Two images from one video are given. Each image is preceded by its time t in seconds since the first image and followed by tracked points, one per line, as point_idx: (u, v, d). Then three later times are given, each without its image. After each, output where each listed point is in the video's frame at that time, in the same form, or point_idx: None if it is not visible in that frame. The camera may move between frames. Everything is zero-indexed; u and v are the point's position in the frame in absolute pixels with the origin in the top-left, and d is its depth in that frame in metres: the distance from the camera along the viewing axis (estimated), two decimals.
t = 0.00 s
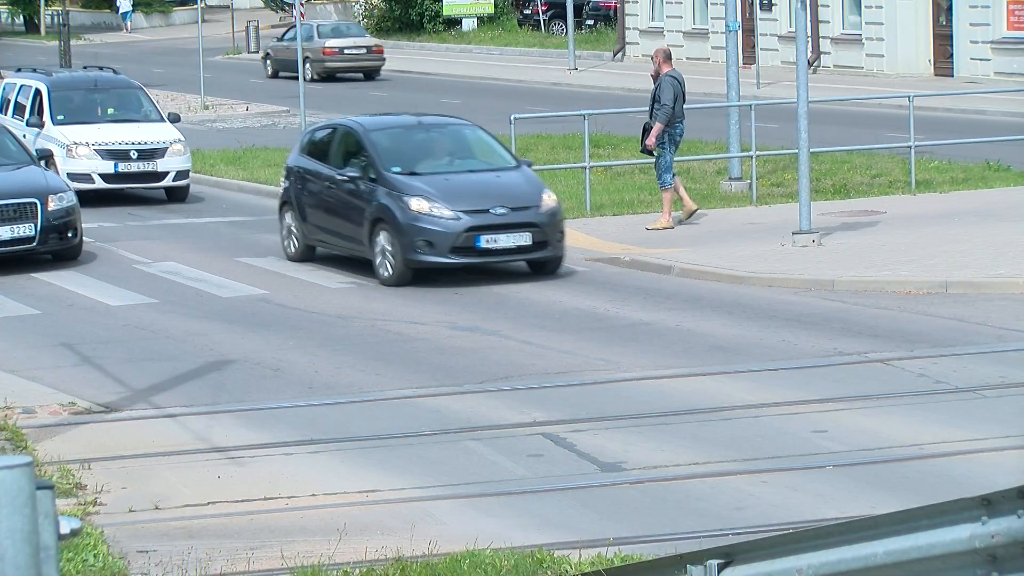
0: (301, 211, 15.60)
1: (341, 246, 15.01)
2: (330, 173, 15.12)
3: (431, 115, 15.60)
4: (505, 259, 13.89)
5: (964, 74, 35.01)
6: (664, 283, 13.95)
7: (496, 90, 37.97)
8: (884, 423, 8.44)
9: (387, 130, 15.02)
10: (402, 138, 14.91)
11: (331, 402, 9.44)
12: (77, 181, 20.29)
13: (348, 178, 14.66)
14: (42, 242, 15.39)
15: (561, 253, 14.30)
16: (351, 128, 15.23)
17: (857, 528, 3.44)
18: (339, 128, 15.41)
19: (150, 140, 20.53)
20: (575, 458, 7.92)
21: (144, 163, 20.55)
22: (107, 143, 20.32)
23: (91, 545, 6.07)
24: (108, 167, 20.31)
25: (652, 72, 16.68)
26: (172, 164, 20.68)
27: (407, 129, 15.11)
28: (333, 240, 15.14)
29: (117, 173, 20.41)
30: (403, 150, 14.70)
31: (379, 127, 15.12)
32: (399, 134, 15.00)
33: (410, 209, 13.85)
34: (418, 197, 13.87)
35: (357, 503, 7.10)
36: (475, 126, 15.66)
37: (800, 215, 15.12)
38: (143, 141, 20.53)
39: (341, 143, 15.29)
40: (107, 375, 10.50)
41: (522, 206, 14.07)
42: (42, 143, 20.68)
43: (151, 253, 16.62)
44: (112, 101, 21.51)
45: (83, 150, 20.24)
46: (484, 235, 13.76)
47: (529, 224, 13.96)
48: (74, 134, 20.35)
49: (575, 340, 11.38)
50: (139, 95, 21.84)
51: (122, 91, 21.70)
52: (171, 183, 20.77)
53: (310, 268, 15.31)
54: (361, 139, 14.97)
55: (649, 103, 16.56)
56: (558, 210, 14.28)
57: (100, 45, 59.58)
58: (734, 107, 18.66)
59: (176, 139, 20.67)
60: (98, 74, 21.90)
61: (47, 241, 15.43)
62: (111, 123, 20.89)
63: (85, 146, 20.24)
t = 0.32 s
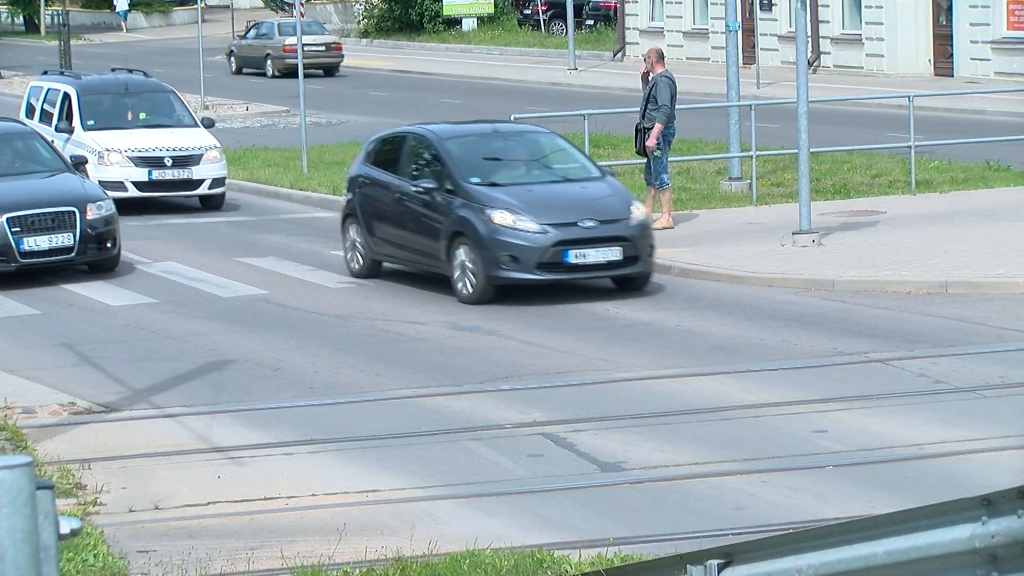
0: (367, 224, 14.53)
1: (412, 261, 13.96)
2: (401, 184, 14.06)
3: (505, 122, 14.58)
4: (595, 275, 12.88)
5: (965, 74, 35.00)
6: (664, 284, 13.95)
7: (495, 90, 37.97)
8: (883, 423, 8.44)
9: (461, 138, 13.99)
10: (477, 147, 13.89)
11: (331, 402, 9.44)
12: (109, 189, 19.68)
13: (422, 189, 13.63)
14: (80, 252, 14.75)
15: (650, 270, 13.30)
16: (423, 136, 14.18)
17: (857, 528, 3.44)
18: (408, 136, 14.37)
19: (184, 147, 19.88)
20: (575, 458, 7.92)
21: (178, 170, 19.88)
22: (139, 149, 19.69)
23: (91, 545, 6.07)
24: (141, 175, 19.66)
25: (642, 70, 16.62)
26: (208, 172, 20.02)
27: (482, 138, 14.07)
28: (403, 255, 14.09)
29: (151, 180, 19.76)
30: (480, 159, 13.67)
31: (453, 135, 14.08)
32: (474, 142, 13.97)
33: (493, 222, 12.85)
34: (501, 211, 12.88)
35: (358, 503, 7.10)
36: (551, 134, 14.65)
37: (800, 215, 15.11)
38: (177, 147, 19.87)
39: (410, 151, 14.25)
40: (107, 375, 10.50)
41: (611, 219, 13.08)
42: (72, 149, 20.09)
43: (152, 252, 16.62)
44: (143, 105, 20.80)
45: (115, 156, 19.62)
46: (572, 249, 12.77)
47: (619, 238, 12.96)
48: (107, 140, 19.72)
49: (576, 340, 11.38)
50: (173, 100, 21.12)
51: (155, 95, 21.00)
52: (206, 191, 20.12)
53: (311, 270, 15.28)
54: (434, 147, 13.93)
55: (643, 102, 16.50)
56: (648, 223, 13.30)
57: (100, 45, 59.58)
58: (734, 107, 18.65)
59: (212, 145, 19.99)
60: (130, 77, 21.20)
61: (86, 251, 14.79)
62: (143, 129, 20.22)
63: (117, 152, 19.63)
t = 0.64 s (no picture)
0: (444, 239, 13.38)
1: (497, 278, 12.81)
2: (484, 195, 12.90)
3: (592, 129, 13.45)
4: (700, 293, 11.74)
5: (965, 74, 35.00)
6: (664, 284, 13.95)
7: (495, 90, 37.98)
8: (883, 423, 8.44)
9: (548, 146, 12.86)
10: (566, 155, 12.76)
11: (331, 402, 9.44)
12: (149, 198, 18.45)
13: (510, 201, 12.48)
14: (125, 264, 14.04)
15: (755, 287, 12.17)
16: (505, 145, 13.03)
17: (857, 528, 3.44)
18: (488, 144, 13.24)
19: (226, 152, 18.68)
20: (575, 458, 7.92)
21: (221, 177, 18.66)
22: (181, 156, 18.48)
23: (91, 545, 6.07)
24: (183, 183, 18.44)
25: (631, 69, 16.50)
26: (251, 179, 18.85)
27: (570, 146, 12.93)
28: (486, 272, 12.93)
29: (192, 189, 18.54)
30: (570, 167, 12.54)
31: (539, 143, 12.94)
32: (562, 150, 12.84)
33: (590, 236, 11.73)
34: (599, 224, 11.76)
35: (358, 503, 7.10)
36: (640, 141, 13.50)
37: (800, 215, 15.11)
38: (219, 153, 18.69)
39: (492, 160, 13.11)
40: (107, 375, 10.50)
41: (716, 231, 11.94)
42: (108, 155, 18.96)
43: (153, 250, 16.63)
44: (182, 109, 19.69)
45: (155, 163, 18.39)
46: (676, 264, 11.64)
47: (726, 253, 11.83)
48: (145, 146, 18.53)
49: (576, 340, 11.37)
50: (213, 103, 19.99)
51: (195, 99, 19.87)
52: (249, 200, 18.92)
53: (312, 271, 15.26)
54: (520, 156, 12.79)
55: (636, 102, 16.49)
56: (753, 236, 12.16)
57: (101, 45, 59.59)
58: (734, 108, 18.64)
59: (256, 150, 18.87)
60: (167, 80, 20.14)
61: (130, 264, 14.08)
62: (182, 134, 19.10)
63: (157, 159, 18.39)
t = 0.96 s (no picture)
0: (538, 255, 12.25)
1: (600, 299, 11.68)
2: (586, 209, 11.78)
3: (698, 137, 12.29)
4: (826, 314, 10.64)
5: (965, 73, 34.98)
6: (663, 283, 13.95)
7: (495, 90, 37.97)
8: (883, 423, 8.44)
9: (653, 155, 11.73)
10: (674, 164, 11.63)
11: (330, 402, 9.44)
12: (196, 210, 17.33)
13: (616, 215, 11.36)
14: (174, 277, 13.25)
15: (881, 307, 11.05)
16: (606, 156, 11.91)
17: (856, 528, 3.45)
18: (585, 152, 12.11)
19: (275, 162, 17.52)
20: (575, 458, 7.92)
21: (270, 188, 17.52)
22: (227, 165, 17.33)
23: (91, 545, 6.07)
24: (230, 194, 17.30)
25: (619, 68, 16.45)
26: (301, 190, 17.68)
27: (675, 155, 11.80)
28: (587, 291, 11.79)
29: (240, 200, 17.40)
30: (678, 177, 11.42)
31: (643, 152, 11.80)
32: (666, 158, 11.72)
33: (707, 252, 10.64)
34: (716, 240, 10.66)
35: (357, 503, 7.10)
36: (749, 149, 12.35)
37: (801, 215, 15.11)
38: (268, 162, 17.53)
39: (590, 170, 11.98)
40: (107, 375, 10.50)
41: (841, 245, 10.81)
42: (150, 165, 17.91)
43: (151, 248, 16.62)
44: (226, 115, 18.60)
45: (200, 173, 17.26)
46: (801, 282, 10.52)
47: (853, 270, 10.71)
48: (191, 155, 17.41)
49: (576, 340, 11.36)
50: (259, 109, 18.89)
51: (240, 105, 18.79)
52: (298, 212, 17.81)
53: (311, 271, 15.24)
54: (623, 165, 11.68)
55: (625, 100, 16.43)
56: (879, 251, 11.04)
57: (101, 45, 59.55)
58: (734, 107, 18.64)
59: (306, 159, 17.71)
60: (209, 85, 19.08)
61: (180, 276, 13.29)
62: (228, 142, 17.99)
63: (202, 169, 17.26)
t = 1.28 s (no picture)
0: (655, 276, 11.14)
1: (726, 322, 10.57)
2: (711, 224, 10.66)
3: (827, 146, 11.16)
4: (983, 338, 9.52)
5: (965, 73, 34.96)
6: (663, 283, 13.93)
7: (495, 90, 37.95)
8: (883, 423, 8.44)
9: (782, 165, 10.63)
10: (805, 176, 10.51)
11: (330, 402, 9.44)
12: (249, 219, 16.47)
13: (747, 231, 10.26)
14: (227, 289, 12.56)
15: None
16: (729, 167, 10.80)
17: (857, 528, 3.44)
18: (704, 163, 10.99)
19: (330, 169, 16.63)
20: (575, 458, 7.92)
21: (324, 197, 16.62)
22: (281, 173, 16.46)
23: (91, 545, 6.07)
24: (284, 203, 16.42)
25: (612, 68, 16.42)
26: (358, 198, 16.80)
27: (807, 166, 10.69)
28: (711, 314, 10.68)
29: (294, 209, 16.52)
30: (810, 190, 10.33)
31: (771, 163, 10.70)
32: (796, 169, 10.62)
33: (853, 272, 9.54)
34: (862, 258, 9.56)
35: (357, 503, 7.10)
36: (881, 160, 11.21)
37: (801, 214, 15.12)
38: (321, 170, 16.64)
39: (712, 182, 10.87)
40: (107, 375, 10.50)
41: (996, 264, 9.69)
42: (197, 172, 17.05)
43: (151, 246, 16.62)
44: (274, 119, 17.68)
45: (252, 181, 16.40)
46: (956, 304, 9.41)
47: (1011, 291, 9.59)
48: (241, 162, 16.54)
49: (577, 340, 11.36)
50: (308, 113, 17.97)
51: (288, 109, 17.87)
52: (354, 222, 16.90)
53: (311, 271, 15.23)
54: (750, 176, 10.58)
55: (619, 100, 16.42)
56: None
57: (101, 45, 59.52)
58: (734, 107, 18.64)
59: (361, 166, 16.83)
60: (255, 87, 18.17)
61: (233, 289, 12.61)
62: (278, 149, 17.11)
63: (254, 177, 16.38)
